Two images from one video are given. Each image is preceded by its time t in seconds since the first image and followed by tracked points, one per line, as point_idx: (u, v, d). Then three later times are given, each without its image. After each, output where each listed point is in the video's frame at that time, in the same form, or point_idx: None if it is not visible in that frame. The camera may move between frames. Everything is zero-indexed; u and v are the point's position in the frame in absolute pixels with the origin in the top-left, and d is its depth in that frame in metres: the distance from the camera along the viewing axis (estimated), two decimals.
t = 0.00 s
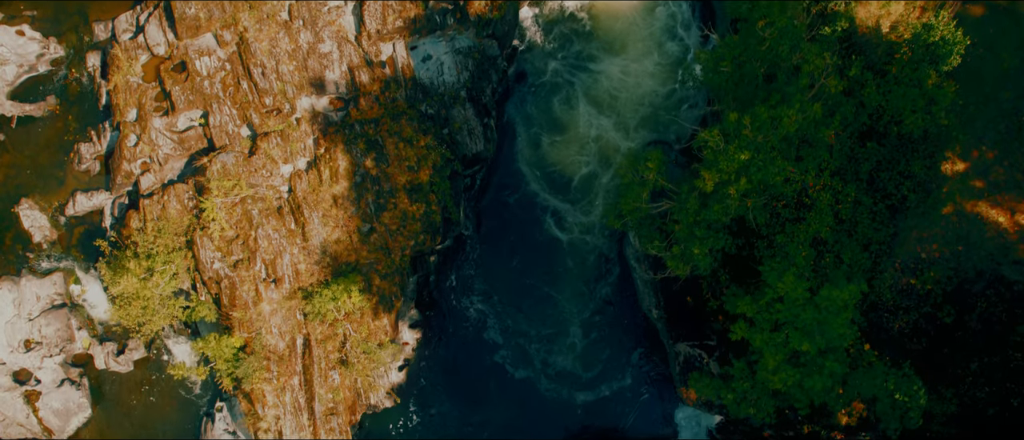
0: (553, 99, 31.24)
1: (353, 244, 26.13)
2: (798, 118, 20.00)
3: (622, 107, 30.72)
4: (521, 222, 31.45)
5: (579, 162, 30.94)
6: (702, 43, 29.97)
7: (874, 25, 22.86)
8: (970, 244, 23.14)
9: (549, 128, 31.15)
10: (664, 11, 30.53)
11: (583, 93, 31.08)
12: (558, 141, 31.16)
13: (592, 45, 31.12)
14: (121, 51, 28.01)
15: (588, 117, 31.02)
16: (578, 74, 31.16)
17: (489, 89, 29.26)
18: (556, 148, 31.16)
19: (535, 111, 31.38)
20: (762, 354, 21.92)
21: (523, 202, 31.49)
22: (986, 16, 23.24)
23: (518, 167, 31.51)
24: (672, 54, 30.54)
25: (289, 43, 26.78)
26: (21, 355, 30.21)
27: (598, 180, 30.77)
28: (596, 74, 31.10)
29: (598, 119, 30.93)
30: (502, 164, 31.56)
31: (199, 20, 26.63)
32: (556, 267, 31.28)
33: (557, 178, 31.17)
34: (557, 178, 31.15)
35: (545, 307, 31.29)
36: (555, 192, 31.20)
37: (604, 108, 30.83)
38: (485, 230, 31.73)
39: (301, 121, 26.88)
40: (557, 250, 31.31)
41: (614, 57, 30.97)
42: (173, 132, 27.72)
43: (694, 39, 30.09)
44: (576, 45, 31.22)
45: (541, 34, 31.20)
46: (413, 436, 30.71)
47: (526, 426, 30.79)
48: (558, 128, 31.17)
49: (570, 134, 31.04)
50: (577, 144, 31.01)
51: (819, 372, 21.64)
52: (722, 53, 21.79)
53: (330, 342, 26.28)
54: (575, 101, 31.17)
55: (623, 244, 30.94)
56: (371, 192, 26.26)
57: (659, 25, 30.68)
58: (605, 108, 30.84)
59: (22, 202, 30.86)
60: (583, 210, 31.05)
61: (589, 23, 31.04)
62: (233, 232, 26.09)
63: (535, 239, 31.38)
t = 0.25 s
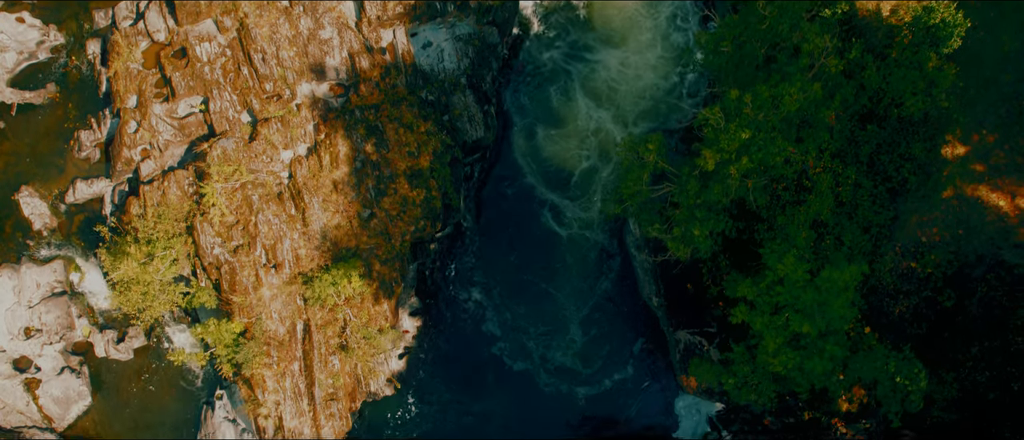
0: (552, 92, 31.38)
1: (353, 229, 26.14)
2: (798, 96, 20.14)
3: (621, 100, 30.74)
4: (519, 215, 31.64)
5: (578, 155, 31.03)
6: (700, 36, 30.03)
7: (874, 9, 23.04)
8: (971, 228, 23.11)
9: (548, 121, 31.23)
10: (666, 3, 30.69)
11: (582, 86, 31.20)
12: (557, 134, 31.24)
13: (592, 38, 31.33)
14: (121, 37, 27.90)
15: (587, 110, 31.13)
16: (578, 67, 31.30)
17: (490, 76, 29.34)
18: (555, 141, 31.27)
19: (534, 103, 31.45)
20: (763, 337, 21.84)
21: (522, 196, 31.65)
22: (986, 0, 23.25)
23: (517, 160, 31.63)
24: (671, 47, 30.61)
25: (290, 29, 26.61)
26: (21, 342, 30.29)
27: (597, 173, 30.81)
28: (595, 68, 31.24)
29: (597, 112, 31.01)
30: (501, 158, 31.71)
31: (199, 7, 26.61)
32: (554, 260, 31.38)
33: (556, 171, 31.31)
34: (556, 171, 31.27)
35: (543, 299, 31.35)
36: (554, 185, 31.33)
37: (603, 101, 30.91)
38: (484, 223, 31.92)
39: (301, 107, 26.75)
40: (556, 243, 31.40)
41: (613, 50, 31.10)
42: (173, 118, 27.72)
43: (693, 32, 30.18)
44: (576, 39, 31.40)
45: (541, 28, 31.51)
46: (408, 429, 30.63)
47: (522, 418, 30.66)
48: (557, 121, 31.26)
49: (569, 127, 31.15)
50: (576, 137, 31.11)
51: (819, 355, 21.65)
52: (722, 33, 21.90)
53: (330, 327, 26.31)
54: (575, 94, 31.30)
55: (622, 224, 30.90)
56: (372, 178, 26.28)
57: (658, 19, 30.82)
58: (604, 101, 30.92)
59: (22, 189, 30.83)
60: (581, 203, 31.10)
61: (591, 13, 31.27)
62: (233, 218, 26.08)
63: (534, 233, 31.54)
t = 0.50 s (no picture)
0: (552, 85, 31.66)
1: (354, 215, 26.16)
2: (802, 76, 20.39)
3: (620, 93, 31.03)
4: (519, 206, 31.66)
5: (578, 148, 31.36)
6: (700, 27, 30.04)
7: None
8: (972, 213, 22.89)
9: (547, 113, 31.54)
10: None
11: (582, 80, 31.48)
12: (557, 127, 31.56)
13: (592, 31, 31.58)
14: (121, 22, 27.68)
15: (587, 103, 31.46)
16: (577, 59, 31.55)
17: (491, 63, 29.29)
18: (555, 134, 31.56)
19: (534, 97, 31.73)
20: (766, 320, 21.85)
21: (521, 188, 31.70)
22: None
23: (517, 153, 31.78)
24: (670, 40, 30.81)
25: (291, 14, 26.45)
26: (21, 329, 30.23)
27: (596, 166, 31.16)
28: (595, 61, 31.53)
29: (596, 106, 31.30)
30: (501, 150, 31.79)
31: None
32: (553, 253, 31.46)
33: (556, 164, 31.50)
34: (556, 164, 31.51)
35: (542, 290, 31.36)
36: (554, 178, 31.48)
37: (603, 95, 31.19)
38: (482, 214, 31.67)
39: (302, 93, 26.65)
40: (555, 236, 31.53)
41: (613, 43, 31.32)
42: (174, 105, 27.67)
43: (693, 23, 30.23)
44: (576, 31, 31.62)
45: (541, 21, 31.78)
46: (408, 419, 30.72)
47: (519, 408, 30.55)
48: (556, 114, 31.59)
49: (569, 120, 31.46)
50: (575, 130, 31.45)
51: (819, 338, 21.72)
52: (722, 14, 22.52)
53: (330, 313, 26.35)
54: (575, 87, 31.56)
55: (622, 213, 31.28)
56: (373, 163, 26.28)
57: (659, 12, 30.97)
58: (603, 94, 31.23)
59: (22, 177, 30.76)
60: (581, 196, 31.36)
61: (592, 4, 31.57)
62: (234, 203, 26.04)
63: (534, 226, 31.62)
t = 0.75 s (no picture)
0: (551, 79, 31.68)
1: (355, 201, 26.18)
2: (802, 57, 20.88)
3: (619, 87, 31.00)
4: (519, 199, 31.64)
5: (576, 142, 31.36)
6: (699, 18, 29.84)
7: None
8: (974, 197, 22.84)
9: (547, 104, 31.56)
10: None
11: (581, 74, 31.48)
12: (556, 121, 31.51)
13: (591, 26, 31.66)
14: (122, 9, 27.61)
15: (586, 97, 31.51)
16: (577, 54, 31.61)
17: (491, 51, 29.33)
18: (554, 128, 31.48)
19: (533, 91, 31.71)
20: (766, 303, 21.95)
21: (519, 181, 31.66)
22: None
23: (516, 146, 31.62)
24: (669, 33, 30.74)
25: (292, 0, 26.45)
26: (21, 317, 30.31)
27: (595, 160, 31.23)
28: (594, 55, 31.55)
29: (596, 100, 31.31)
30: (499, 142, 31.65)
31: None
32: (552, 246, 31.43)
33: (554, 158, 31.45)
34: (555, 158, 31.45)
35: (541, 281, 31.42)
36: (552, 172, 31.50)
37: (602, 89, 31.20)
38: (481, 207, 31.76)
39: (303, 79, 26.66)
40: (553, 229, 31.56)
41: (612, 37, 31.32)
42: (175, 91, 27.61)
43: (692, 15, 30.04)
44: (575, 27, 31.79)
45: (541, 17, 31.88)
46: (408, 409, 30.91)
47: (517, 397, 30.77)
48: (555, 109, 31.52)
49: (568, 114, 31.40)
50: (574, 124, 31.39)
51: (819, 322, 21.74)
52: None
53: (331, 298, 26.28)
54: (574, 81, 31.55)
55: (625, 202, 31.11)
56: (373, 149, 26.31)
57: (658, 5, 31.04)
58: (602, 88, 31.23)
59: (24, 165, 30.63)
60: (578, 189, 31.37)
61: None
62: (235, 190, 26.02)
63: (532, 219, 31.60)
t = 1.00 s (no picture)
0: (550, 74, 31.54)
1: (356, 187, 26.22)
2: (803, 39, 20.85)
3: (620, 79, 30.83)
4: (518, 192, 31.66)
5: (577, 137, 31.31)
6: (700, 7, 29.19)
7: None
8: (974, 182, 22.89)
9: (546, 99, 31.48)
10: None
11: (580, 67, 31.30)
12: (556, 116, 31.43)
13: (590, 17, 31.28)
14: None
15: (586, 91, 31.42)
16: (576, 47, 31.38)
17: (492, 40, 29.29)
18: (554, 123, 31.42)
19: (533, 87, 31.61)
20: (767, 286, 22.00)
21: (518, 175, 31.70)
22: None
23: (516, 139, 31.68)
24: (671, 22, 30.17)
25: None
26: (23, 306, 30.20)
27: (595, 154, 31.23)
28: (594, 48, 31.22)
29: (595, 93, 31.24)
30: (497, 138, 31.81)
31: None
32: (551, 238, 31.48)
33: (554, 153, 31.48)
34: (554, 153, 31.46)
35: (540, 272, 31.45)
36: (551, 166, 31.54)
37: (602, 82, 31.06)
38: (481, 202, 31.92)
39: (303, 66, 26.59)
40: (553, 222, 31.58)
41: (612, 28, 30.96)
42: (176, 79, 27.62)
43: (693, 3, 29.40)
44: (574, 18, 31.39)
45: (540, 10, 31.67)
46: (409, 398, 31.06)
47: (516, 387, 30.78)
48: (555, 103, 31.44)
49: (568, 108, 31.34)
50: (574, 118, 31.35)
51: (819, 306, 21.72)
52: None
53: (332, 285, 26.37)
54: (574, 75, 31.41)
55: (623, 193, 31.35)
56: (374, 136, 26.35)
57: None
58: (602, 81, 31.08)
59: (25, 153, 30.69)
60: (577, 184, 31.44)
61: None
62: (236, 176, 26.02)
63: (531, 213, 31.63)
